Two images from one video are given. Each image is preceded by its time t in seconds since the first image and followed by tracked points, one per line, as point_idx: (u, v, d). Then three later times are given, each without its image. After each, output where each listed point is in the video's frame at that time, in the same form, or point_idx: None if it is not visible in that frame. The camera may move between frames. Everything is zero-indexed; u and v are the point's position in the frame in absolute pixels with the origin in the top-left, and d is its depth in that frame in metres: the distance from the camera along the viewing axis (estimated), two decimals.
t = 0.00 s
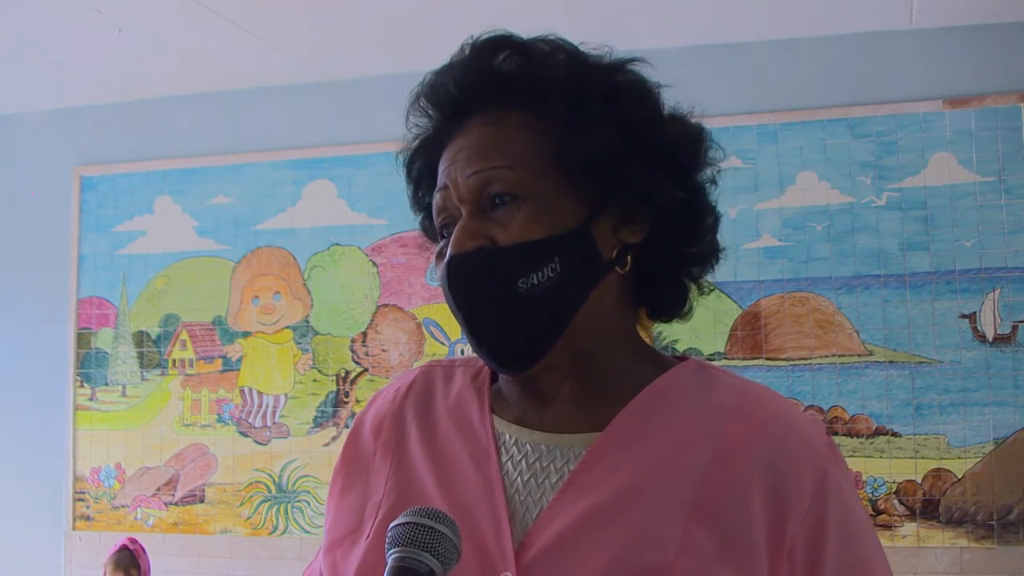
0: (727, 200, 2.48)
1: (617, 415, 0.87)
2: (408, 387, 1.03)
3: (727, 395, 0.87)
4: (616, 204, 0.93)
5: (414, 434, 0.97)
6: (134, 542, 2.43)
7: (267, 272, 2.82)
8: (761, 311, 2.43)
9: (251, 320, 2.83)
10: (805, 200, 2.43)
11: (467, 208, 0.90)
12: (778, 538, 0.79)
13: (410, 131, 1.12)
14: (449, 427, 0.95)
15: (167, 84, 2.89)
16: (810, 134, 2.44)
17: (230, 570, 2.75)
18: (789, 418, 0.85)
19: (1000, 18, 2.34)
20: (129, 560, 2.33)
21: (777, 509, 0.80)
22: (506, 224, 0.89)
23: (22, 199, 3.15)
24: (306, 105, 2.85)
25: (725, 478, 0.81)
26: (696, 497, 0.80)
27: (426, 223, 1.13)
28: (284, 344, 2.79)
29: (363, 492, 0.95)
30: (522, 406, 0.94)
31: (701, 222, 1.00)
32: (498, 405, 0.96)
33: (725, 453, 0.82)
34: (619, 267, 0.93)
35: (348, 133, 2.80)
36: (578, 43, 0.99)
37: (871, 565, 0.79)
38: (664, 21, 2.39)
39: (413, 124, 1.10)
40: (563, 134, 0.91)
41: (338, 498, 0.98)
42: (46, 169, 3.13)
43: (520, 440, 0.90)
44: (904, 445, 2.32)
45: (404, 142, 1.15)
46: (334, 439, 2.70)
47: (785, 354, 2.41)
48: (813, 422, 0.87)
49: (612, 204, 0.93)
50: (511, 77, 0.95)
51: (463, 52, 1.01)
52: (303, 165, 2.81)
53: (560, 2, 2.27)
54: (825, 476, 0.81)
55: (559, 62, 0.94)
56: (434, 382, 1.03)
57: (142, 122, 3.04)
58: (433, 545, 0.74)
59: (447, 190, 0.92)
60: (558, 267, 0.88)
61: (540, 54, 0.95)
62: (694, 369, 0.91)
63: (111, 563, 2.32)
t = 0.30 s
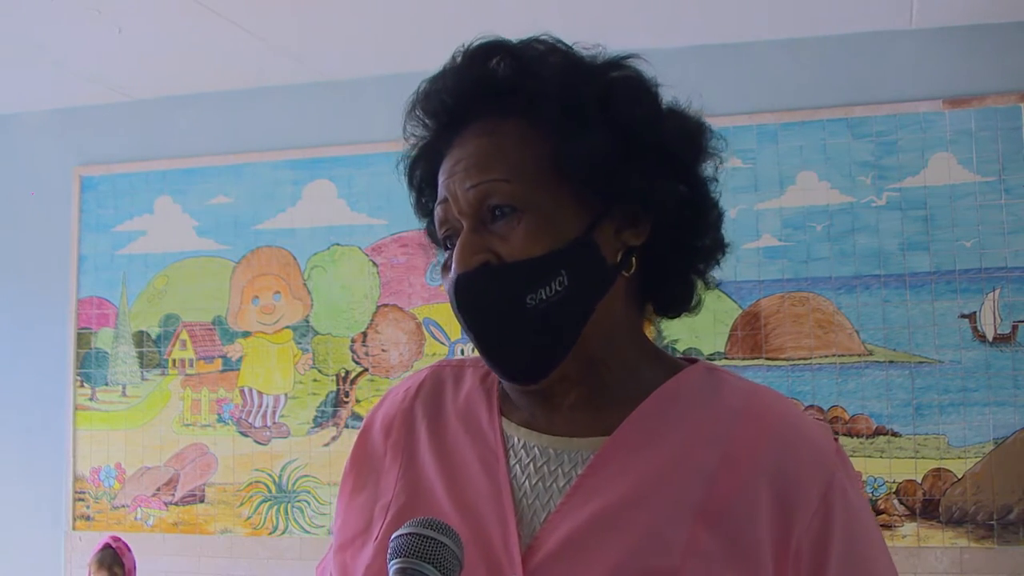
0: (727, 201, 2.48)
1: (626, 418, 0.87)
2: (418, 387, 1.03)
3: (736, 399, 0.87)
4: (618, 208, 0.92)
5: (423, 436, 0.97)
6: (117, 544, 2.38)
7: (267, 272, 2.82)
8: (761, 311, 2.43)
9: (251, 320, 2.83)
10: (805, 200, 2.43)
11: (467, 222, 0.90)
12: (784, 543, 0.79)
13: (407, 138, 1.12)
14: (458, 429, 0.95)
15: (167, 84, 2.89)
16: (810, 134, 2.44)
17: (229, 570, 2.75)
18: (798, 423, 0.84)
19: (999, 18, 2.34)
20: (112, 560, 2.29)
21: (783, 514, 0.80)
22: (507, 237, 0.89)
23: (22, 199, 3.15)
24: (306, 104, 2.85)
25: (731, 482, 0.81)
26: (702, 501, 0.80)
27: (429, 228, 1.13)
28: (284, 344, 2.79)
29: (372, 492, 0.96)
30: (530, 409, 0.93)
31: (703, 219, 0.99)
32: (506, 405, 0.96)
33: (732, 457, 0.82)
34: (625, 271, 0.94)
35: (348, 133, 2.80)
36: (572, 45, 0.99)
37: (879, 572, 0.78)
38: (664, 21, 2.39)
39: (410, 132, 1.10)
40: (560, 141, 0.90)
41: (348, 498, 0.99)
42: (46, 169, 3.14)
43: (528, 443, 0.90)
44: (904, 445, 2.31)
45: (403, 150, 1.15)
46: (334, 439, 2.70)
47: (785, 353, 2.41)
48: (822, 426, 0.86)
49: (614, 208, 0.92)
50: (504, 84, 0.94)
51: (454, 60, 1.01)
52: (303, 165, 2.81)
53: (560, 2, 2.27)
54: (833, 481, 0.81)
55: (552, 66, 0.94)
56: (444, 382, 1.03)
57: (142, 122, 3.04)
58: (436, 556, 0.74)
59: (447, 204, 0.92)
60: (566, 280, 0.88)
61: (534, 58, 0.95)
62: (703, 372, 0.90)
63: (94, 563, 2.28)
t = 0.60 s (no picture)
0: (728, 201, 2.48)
1: (627, 413, 0.87)
2: (421, 384, 1.03)
3: (736, 396, 0.86)
4: (631, 200, 0.92)
5: (425, 434, 0.96)
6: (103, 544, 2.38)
7: (267, 272, 2.82)
8: (761, 311, 2.43)
9: (251, 320, 2.83)
10: (805, 200, 2.43)
11: (482, 196, 0.91)
12: (784, 540, 0.79)
13: (441, 130, 1.12)
14: (459, 427, 0.95)
15: (167, 84, 2.89)
16: (810, 134, 2.44)
17: (229, 570, 2.76)
18: (798, 420, 0.84)
19: (999, 18, 2.34)
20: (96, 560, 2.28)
21: (783, 513, 0.80)
22: (518, 213, 0.90)
23: (22, 199, 3.15)
24: (306, 104, 2.85)
25: (730, 479, 0.80)
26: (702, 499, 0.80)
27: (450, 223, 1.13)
28: (284, 344, 2.79)
29: (374, 490, 0.96)
30: (531, 406, 0.94)
31: (719, 226, 0.99)
32: (507, 404, 0.96)
33: (732, 455, 0.82)
34: (631, 261, 0.93)
35: (347, 133, 2.80)
36: (607, 45, 0.99)
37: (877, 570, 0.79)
38: (665, 21, 2.39)
39: (443, 123, 1.10)
40: (578, 127, 0.90)
41: (349, 495, 0.98)
42: (46, 169, 3.13)
43: (527, 440, 0.90)
44: (904, 445, 2.31)
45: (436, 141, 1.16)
46: (334, 439, 2.70)
47: (785, 353, 2.41)
48: (823, 423, 0.86)
49: (627, 199, 0.92)
50: (533, 75, 0.95)
51: (488, 52, 1.01)
52: (303, 165, 2.81)
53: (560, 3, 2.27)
54: (833, 477, 0.81)
55: (583, 62, 0.94)
56: (446, 381, 1.02)
57: (142, 122, 3.04)
58: (432, 559, 0.74)
59: (466, 181, 0.93)
60: (566, 257, 0.89)
61: (566, 53, 0.95)
62: (703, 368, 0.91)
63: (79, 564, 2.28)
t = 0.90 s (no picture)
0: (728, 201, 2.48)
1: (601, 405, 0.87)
2: (420, 382, 1.03)
3: (709, 382, 0.85)
4: (625, 197, 0.93)
5: (420, 432, 0.96)
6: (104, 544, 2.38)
7: (267, 272, 2.82)
8: (761, 311, 2.43)
9: (251, 320, 2.83)
10: (805, 200, 2.43)
11: (480, 182, 0.93)
12: (756, 528, 0.78)
13: (452, 118, 1.13)
14: (451, 425, 0.95)
15: (167, 84, 2.89)
16: (810, 134, 2.44)
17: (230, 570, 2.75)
18: (773, 403, 0.82)
19: (1000, 17, 2.34)
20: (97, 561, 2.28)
21: (756, 500, 0.78)
22: (513, 200, 0.91)
23: (22, 199, 3.15)
24: (306, 105, 2.85)
25: (699, 465, 0.79)
26: (671, 486, 0.79)
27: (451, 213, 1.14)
28: (284, 344, 2.79)
29: (366, 484, 0.96)
30: (515, 399, 0.94)
31: (718, 230, 0.97)
32: (495, 398, 0.96)
33: (702, 441, 0.80)
34: (622, 256, 0.93)
35: (348, 134, 2.80)
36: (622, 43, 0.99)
37: (859, 557, 0.76)
38: (665, 21, 2.39)
39: (454, 110, 1.11)
40: (579, 120, 0.91)
41: (340, 485, 0.98)
42: (46, 169, 3.13)
43: (507, 432, 0.90)
44: (904, 445, 2.31)
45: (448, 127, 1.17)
46: (334, 439, 2.70)
47: (785, 354, 2.41)
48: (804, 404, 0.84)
49: (622, 196, 0.93)
50: (543, 67, 0.96)
51: (504, 40, 1.02)
52: (303, 165, 2.81)
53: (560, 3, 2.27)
54: (808, 462, 0.79)
55: (592, 58, 0.94)
56: (447, 378, 1.02)
57: (142, 122, 3.04)
58: (425, 553, 0.74)
59: (468, 167, 0.95)
60: (555, 248, 0.90)
61: (579, 48, 0.95)
62: (686, 358, 0.90)
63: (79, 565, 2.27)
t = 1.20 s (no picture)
0: (727, 200, 2.48)
1: (589, 405, 0.87)
2: (416, 385, 1.04)
3: (696, 380, 0.85)
4: (590, 189, 0.92)
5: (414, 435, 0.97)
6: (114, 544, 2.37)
7: (267, 272, 2.82)
8: (761, 311, 2.43)
9: (251, 320, 2.83)
10: (805, 200, 2.43)
11: (445, 200, 0.92)
12: (749, 528, 0.77)
13: (406, 138, 1.13)
14: (445, 427, 0.96)
15: (167, 84, 2.89)
16: (810, 134, 2.44)
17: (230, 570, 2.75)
18: (761, 399, 0.81)
19: (1001, 17, 2.34)
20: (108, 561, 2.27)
21: (746, 498, 0.77)
22: (479, 212, 0.91)
23: (22, 199, 3.15)
24: (306, 105, 2.85)
25: (687, 466, 0.79)
26: (661, 486, 0.79)
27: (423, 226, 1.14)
28: (284, 344, 2.79)
29: (363, 490, 0.97)
30: (506, 403, 0.94)
31: (687, 203, 0.97)
32: (488, 400, 0.97)
33: (689, 439, 0.80)
34: (597, 248, 0.93)
35: (347, 134, 2.80)
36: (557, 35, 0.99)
37: (853, 554, 0.75)
38: (665, 21, 2.39)
39: (407, 130, 1.11)
40: (529, 120, 0.91)
41: (339, 493, 0.99)
42: (46, 169, 3.13)
43: (498, 436, 0.90)
44: (904, 445, 2.31)
45: (403, 147, 1.17)
46: (335, 439, 2.70)
47: (785, 354, 2.41)
48: (795, 398, 0.82)
49: (586, 188, 0.92)
50: (486, 73, 0.96)
51: (442, 53, 1.02)
52: (303, 165, 2.81)
53: (561, 3, 2.27)
54: (798, 456, 0.78)
55: (530, 55, 0.94)
56: (442, 382, 1.03)
57: (143, 123, 3.04)
58: (421, 554, 0.75)
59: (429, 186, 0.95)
60: (529, 250, 0.90)
61: (518, 48, 0.96)
62: (676, 353, 0.90)
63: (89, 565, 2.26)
